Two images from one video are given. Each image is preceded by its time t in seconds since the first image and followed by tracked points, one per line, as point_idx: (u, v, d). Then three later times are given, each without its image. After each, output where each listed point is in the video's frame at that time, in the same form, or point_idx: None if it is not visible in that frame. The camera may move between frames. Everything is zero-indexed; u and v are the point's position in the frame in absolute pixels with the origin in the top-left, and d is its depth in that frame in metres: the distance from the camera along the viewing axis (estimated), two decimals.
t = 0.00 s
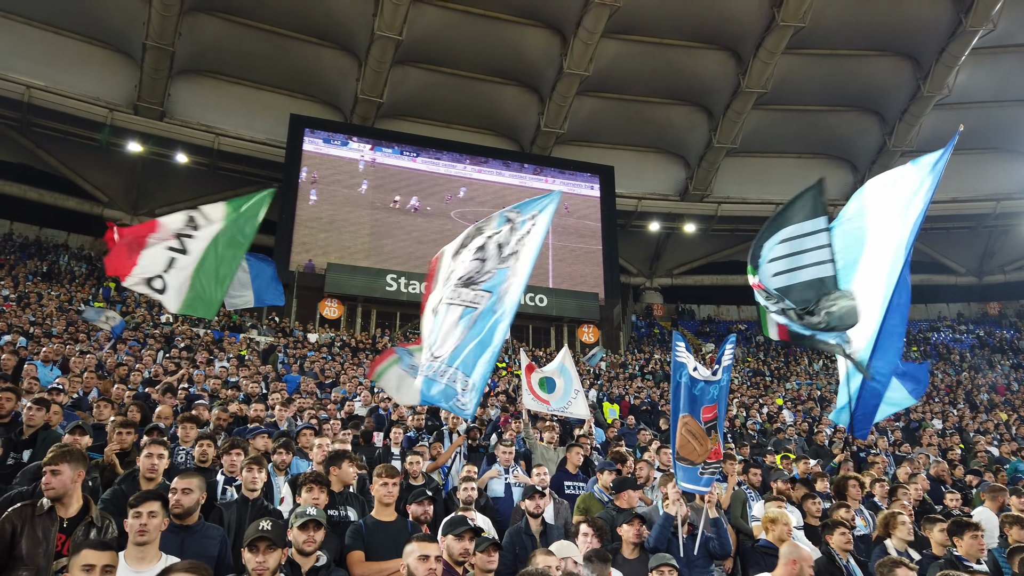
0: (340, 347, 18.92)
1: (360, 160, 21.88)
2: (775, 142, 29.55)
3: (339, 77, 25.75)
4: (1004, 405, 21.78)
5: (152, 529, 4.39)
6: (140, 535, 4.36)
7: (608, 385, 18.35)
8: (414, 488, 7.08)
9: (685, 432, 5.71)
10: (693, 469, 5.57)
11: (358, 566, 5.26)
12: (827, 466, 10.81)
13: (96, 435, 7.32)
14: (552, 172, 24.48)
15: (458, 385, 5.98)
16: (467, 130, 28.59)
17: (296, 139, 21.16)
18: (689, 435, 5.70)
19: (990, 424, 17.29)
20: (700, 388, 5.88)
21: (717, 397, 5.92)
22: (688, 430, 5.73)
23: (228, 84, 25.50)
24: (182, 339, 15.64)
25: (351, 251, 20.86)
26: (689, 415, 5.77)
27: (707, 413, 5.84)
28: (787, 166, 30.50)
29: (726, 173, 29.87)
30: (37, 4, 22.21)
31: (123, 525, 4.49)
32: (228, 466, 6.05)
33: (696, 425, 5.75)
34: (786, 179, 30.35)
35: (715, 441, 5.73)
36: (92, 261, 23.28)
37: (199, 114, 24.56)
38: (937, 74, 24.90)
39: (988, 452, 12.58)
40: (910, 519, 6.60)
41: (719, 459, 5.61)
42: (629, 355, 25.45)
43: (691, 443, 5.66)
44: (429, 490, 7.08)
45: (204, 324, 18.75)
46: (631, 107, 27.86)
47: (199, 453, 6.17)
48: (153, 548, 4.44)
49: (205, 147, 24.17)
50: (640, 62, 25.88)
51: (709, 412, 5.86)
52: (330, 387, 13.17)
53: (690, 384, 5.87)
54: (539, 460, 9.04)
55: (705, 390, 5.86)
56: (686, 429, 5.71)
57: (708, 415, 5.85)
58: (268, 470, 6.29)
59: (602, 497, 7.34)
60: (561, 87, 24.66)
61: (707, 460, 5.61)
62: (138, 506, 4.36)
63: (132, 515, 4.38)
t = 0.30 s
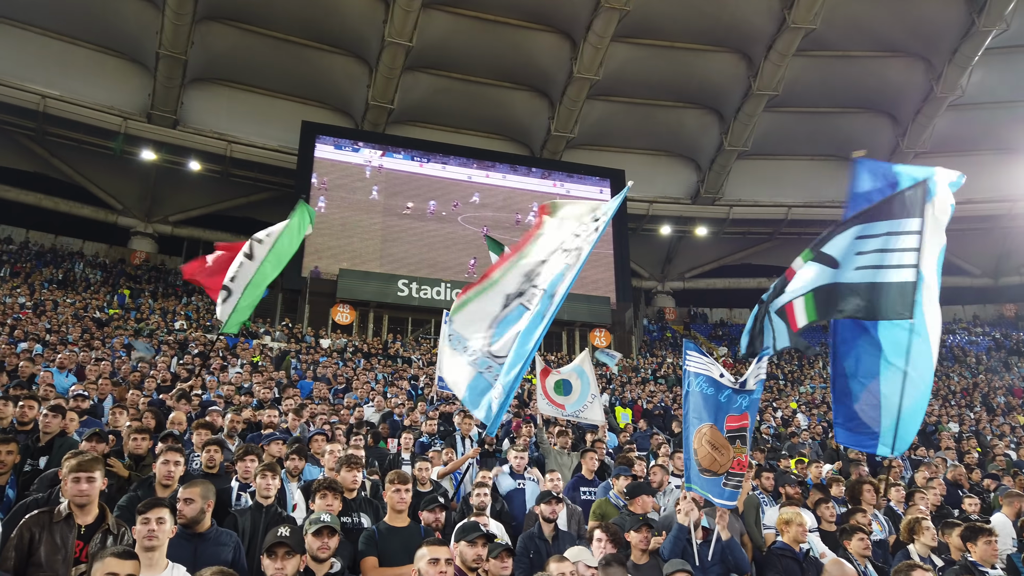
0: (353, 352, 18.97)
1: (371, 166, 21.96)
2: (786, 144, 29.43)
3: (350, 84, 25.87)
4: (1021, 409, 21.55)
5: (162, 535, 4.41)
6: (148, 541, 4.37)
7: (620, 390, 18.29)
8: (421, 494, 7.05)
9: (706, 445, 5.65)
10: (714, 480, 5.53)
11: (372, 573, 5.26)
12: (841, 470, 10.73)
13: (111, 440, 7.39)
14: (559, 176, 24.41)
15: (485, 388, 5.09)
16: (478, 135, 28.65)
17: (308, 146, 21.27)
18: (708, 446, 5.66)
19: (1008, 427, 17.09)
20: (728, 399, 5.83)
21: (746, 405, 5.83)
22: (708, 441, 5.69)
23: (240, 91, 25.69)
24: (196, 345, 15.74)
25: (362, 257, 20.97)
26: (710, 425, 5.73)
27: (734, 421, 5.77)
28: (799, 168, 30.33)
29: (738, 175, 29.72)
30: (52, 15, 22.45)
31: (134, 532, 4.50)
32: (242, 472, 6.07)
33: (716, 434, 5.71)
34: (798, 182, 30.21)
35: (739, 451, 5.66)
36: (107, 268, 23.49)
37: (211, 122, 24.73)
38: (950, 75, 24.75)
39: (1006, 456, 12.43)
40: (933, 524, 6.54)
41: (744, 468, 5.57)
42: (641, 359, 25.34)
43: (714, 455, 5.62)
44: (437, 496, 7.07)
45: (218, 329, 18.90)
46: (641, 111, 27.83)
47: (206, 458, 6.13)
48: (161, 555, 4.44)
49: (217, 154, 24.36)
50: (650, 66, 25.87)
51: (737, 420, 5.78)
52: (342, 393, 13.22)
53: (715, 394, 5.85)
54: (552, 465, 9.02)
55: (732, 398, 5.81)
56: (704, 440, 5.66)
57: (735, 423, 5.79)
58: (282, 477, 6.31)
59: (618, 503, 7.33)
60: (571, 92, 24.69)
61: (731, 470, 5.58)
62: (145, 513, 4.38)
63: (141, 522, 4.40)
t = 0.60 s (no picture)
0: (366, 357, 19.02)
1: (383, 172, 22.03)
2: (799, 147, 29.28)
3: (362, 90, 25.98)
4: None
5: (176, 540, 4.43)
6: (163, 545, 4.40)
7: (633, 394, 18.22)
8: (436, 499, 7.09)
9: (708, 449, 5.56)
10: (718, 485, 5.48)
11: None
12: (858, 474, 10.65)
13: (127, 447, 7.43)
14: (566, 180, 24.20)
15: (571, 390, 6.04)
16: (490, 140, 28.68)
17: (321, 153, 21.39)
18: (712, 451, 5.59)
19: None
20: (736, 400, 5.77)
21: (756, 406, 5.76)
22: (711, 445, 5.60)
23: (253, 99, 25.88)
24: (210, 351, 15.84)
25: (375, 262, 21.06)
26: (717, 428, 5.63)
27: (743, 422, 5.70)
28: (813, 170, 30.15)
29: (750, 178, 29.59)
30: (68, 25, 22.69)
31: (149, 537, 4.53)
32: (257, 478, 6.10)
33: (721, 438, 5.62)
34: (812, 184, 30.04)
35: (744, 456, 5.59)
36: (122, 276, 23.70)
37: (225, 130, 24.91)
38: (965, 75, 24.58)
39: None
40: (944, 529, 6.52)
41: (747, 473, 5.51)
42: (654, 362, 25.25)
43: (716, 458, 5.55)
44: (450, 501, 7.10)
45: (232, 335, 19.03)
46: (653, 115, 27.77)
47: (218, 465, 6.13)
48: (176, 560, 4.46)
49: (231, 162, 24.55)
50: (661, 69, 25.84)
51: (745, 421, 5.71)
52: (356, 398, 13.25)
53: (721, 397, 5.78)
54: (566, 470, 9.00)
55: (740, 399, 5.75)
56: (708, 444, 5.61)
57: (744, 424, 5.70)
58: (296, 482, 6.33)
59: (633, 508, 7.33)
60: (582, 96, 24.70)
61: (733, 474, 5.51)
62: (160, 518, 4.40)
63: (155, 527, 4.42)
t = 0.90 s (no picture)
0: (379, 362, 19.07)
1: (395, 177, 22.09)
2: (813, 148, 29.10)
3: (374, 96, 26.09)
4: None
5: (194, 544, 4.44)
6: (181, 550, 4.41)
7: (647, 397, 18.14)
8: (455, 503, 7.07)
9: (730, 455, 5.38)
10: (748, 494, 5.23)
11: None
12: (875, 478, 10.54)
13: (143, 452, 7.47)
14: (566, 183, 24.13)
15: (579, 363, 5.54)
16: (502, 145, 28.71)
17: (334, 158, 21.50)
18: (737, 459, 5.37)
19: None
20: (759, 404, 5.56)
21: (779, 408, 5.54)
22: (734, 451, 5.41)
23: (267, 106, 26.05)
24: (225, 356, 15.93)
25: (388, 267, 21.09)
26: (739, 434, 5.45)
27: (767, 426, 5.49)
28: (826, 172, 29.95)
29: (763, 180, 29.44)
30: (85, 36, 22.99)
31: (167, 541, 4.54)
32: (272, 483, 6.10)
33: (746, 444, 5.43)
34: (825, 185, 29.85)
35: (773, 461, 5.36)
36: (138, 282, 23.90)
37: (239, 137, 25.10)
38: (980, 75, 24.41)
39: None
40: (959, 533, 6.45)
41: (777, 476, 5.27)
42: (668, 366, 25.13)
43: (740, 464, 5.35)
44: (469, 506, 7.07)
45: (247, 341, 19.12)
46: (665, 118, 27.70)
47: (234, 470, 6.15)
48: (195, 564, 4.48)
49: (244, 169, 24.72)
50: (673, 72, 25.81)
51: (770, 425, 5.50)
52: (369, 402, 13.26)
53: (743, 402, 5.60)
54: (581, 474, 8.98)
55: (762, 403, 5.54)
56: (731, 451, 5.39)
57: (770, 428, 5.49)
58: (311, 487, 6.35)
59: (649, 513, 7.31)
60: (594, 100, 24.71)
61: (763, 480, 5.28)
62: (177, 523, 4.43)
63: (172, 532, 4.45)
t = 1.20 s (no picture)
0: (393, 364, 19.12)
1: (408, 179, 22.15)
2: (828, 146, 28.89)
3: (386, 99, 26.17)
4: None
5: (213, 544, 4.47)
6: (200, 551, 4.44)
7: (661, 397, 18.10)
8: (474, 503, 7.07)
9: (751, 458, 5.36)
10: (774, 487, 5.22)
11: None
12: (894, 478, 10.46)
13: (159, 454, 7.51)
14: (564, 182, 23.87)
15: (524, 356, 4.44)
16: (514, 145, 28.70)
17: (347, 161, 21.58)
18: (760, 459, 5.37)
19: None
20: (778, 410, 5.51)
21: (797, 409, 5.51)
22: (756, 454, 5.39)
23: (280, 110, 26.20)
24: (240, 359, 16.03)
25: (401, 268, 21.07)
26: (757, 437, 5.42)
27: (787, 428, 5.46)
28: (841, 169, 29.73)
29: (778, 178, 29.24)
30: (100, 42, 23.21)
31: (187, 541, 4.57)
32: (288, 484, 6.13)
33: (766, 446, 5.40)
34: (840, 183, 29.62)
35: (794, 454, 5.36)
36: (154, 286, 24.09)
37: (253, 141, 25.27)
38: (996, 70, 24.20)
39: None
40: (978, 533, 6.40)
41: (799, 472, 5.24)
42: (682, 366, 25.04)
43: (762, 465, 5.34)
44: (490, 508, 7.05)
45: (262, 343, 19.24)
46: (678, 117, 27.60)
47: (250, 471, 6.19)
48: (214, 564, 4.49)
49: (258, 172, 24.85)
50: (685, 71, 25.73)
51: (790, 426, 5.46)
52: (384, 404, 13.29)
53: (762, 414, 5.52)
54: (596, 475, 8.96)
55: (781, 407, 5.51)
56: (752, 452, 5.39)
57: (789, 429, 5.46)
58: (325, 488, 6.38)
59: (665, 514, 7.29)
60: (606, 99, 24.68)
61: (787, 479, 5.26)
62: (196, 523, 4.46)
63: (192, 533, 4.48)
